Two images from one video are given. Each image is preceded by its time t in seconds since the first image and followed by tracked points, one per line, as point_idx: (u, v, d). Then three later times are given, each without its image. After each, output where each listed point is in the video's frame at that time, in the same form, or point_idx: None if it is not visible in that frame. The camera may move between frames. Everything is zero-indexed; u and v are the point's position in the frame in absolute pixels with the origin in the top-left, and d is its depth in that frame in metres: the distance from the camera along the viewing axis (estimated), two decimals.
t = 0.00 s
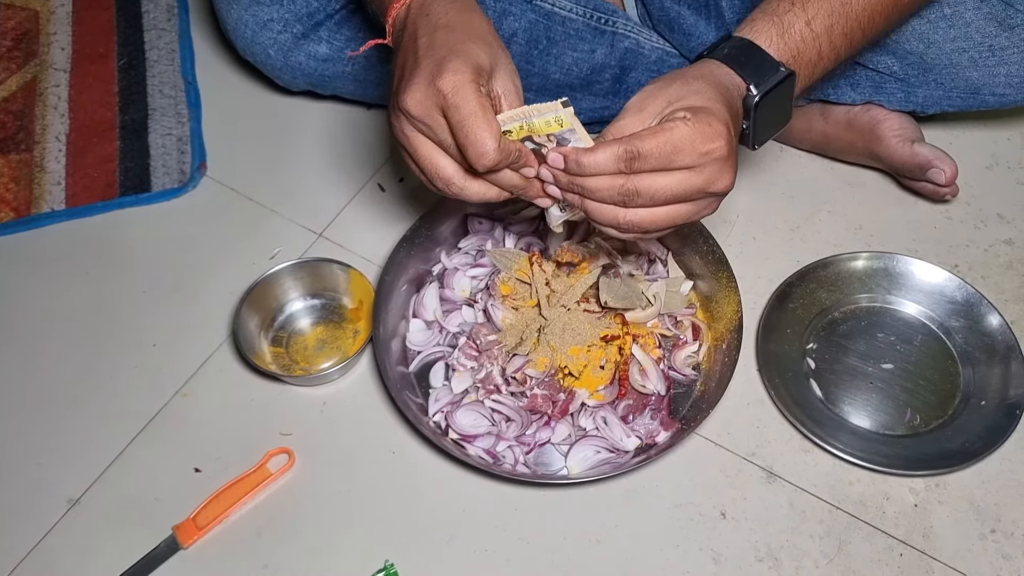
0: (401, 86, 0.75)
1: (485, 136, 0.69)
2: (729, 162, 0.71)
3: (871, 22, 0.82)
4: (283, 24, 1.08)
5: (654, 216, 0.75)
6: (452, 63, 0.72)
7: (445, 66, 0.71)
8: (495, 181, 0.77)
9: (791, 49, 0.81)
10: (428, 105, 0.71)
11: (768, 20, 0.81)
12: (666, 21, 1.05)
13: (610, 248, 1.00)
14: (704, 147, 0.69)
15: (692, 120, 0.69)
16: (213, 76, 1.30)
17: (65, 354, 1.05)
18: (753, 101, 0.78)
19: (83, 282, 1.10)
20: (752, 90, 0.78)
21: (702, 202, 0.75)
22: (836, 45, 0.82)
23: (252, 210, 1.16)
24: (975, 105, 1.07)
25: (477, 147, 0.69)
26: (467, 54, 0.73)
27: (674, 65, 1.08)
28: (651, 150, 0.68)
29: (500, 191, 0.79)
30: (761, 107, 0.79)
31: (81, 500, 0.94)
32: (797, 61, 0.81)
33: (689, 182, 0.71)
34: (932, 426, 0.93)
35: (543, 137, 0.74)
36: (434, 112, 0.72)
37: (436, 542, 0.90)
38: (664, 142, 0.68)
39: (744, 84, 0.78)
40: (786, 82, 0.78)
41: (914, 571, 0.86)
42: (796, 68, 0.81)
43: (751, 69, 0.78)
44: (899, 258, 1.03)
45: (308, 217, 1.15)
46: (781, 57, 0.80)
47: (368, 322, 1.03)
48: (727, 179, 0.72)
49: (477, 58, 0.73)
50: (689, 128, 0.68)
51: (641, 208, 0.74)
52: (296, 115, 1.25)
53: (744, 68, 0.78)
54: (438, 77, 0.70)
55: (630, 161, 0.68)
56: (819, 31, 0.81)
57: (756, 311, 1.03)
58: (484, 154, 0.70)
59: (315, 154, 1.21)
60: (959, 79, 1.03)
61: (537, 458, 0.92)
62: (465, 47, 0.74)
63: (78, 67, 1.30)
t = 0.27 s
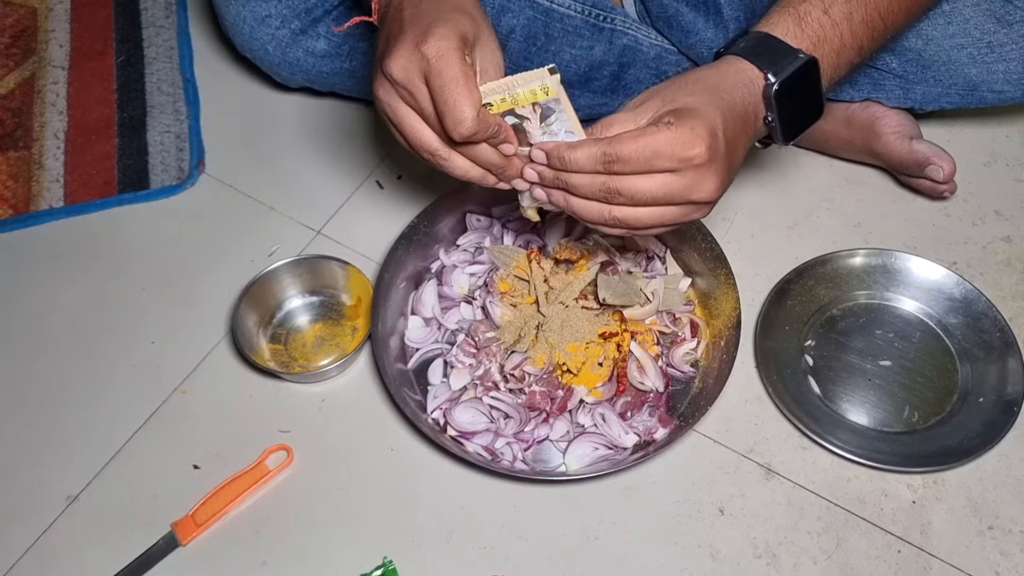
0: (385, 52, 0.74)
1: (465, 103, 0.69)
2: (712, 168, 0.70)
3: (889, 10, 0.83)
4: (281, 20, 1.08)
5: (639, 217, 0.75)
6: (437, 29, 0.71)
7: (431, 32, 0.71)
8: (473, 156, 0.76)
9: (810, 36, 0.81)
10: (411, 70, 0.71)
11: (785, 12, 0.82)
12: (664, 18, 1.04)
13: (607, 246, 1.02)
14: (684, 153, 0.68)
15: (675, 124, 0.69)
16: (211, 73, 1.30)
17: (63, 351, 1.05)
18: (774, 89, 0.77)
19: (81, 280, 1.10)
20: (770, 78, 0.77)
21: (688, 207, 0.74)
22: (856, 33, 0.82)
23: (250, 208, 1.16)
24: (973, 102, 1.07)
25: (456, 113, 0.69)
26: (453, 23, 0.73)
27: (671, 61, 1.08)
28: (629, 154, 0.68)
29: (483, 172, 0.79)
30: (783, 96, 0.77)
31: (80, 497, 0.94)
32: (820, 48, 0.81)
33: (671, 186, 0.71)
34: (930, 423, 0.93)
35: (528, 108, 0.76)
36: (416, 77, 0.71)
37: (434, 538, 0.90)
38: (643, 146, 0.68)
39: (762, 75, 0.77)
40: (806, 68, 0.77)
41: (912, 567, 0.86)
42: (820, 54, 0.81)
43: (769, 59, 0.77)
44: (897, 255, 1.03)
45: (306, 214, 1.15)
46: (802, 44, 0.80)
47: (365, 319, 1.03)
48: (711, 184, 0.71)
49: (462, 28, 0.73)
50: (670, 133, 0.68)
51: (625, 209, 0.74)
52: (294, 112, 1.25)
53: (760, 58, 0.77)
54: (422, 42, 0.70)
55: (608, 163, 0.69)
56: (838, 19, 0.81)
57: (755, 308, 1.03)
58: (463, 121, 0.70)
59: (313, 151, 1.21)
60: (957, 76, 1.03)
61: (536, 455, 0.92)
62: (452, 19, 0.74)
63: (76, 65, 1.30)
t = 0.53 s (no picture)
0: (399, 33, 0.73)
1: (482, 82, 0.69)
2: (720, 138, 0.70)
3: (886, 10, 0.82)
4: (281, 21, 1.08)
5: (647, 196, 0.75)
6: (454, 10, 0.71)
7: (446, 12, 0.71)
8: (486, 141, 0.76)
9: (804, 32, 0.81)
10: (427, 49, 0.70)
11: (779, 9, 0.82)
12: (662, 19, 1.05)
13: (605, 247, 1.02)
14: (690, 123, 0.68)
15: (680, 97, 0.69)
16: (210, 73, 1.31)
17: (63, 351, 1.05)
18: (767, 84, 0.75)
19: (81, 280, 1.11)
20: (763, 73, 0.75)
21: (695, 183, 0.74)
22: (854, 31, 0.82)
23: (249, 207, 1.16)
24: (968, 103, 1.08)
25: (473, 91, 0.69)
26: (466, 6, 0.73)
27: (670, 62, 1.08)
28: (634, 128, 0.68)
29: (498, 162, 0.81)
30: (776, 91, 0.76)
31: (80, 496, 0.95)
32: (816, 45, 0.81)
33: (678, 160, 0.70)
34: (926, 422, 0.94)
35: (542, 88, 0.79)
36: (431, 57, 0.71)
37: (433, 536, 0.90)
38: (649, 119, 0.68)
39: (756, 68, 0.76)
40: (800, 64, 0.76)
41: (908, 565, 0.87)
42: (814, 51, 0.81)
43: (763, 54, 0.76)
44: (894, 255, 1.03)
45: (306, 214, 1.15)
46: (796, 42, 0.80)
47: (365, 318, 1.03)
48: (720, 156, 0.70)
49: (476, 11, 0.74)
50: (675, 105, 0.68)
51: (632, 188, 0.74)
52: (293, 113, 1.25)
53: (752, 53, 0.76)
54: (439, 21, 0.70)
55: (613, 139, 0.70)
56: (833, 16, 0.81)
57: (752, 307, 1.04)
58: (479, 98, 0.70)
59: (312, 151, 1.21)
60: (953, 77, 1.04)
61: (534, 453, 0.92)
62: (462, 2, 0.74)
63: (76, 65, 1.30)
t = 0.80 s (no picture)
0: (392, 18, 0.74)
1: (479, 51, 0.69)
2: (709, 108, 0.68)
3: None
4: (278, 21, 1.08)
5: (646, 181, 0.73)
6: None
7: None
8: (485, 123, 0.75)
9: (808, 11, 0.79)
10: (421, 27, 0.70)
11: None
12: (660, 18, 1.05)
13: (604, 247, 1.03)
14: (676, 94, 0.67)
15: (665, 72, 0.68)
16: (208, 72, 1.30)
17: (60, 351, 1.05)
18: (769, 57, 0.73)
19: (79, 279, 1.11)
20: (764, 46, 0.73)
21: (694, 161, 0.71)
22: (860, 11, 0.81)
23: (247, 207, 1.16)
24: (967, 103, 1.07)
25: (472, 61, 0.69)
26: None
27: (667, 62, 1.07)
28: (619, 105, 0.68)
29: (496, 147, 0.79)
30: (781, 64, 0.74)
31: (77, 496, 0.95)
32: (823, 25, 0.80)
33: (671, 136, 0.69)
34: (924, 422, 0.93)
35: (547, 73, 0.79)
36: (425, 35, 0.70)
37: (431, 537, 0.90)
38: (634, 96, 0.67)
39: (757, 45, 0.74)
40: (802, 35, 0.74)
41: (906, 566, 0.87)
42: (821, 28, 0.79)
43: (763, 30, 0.74)
44: (892, 254, 1.03)
45: (304, 214, 1.15)
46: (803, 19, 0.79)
47: (363, 318, 1.03)
48: (712, 127, 0.68)
49: None
50: (659, 79, 0.67)
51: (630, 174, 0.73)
52: (291, 112, 1.25)
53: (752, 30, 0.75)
54: None
55: (601, 119, 0.69)
56: None
57: (750, 307, 1.04)
58: (478, 68, 0.69)
59: (311, 151, 1.21)
60: (951, 77, 1.04)
61: (532, 454, 0.92)
62: None
63: (73, 65, 1.30)
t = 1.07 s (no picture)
0: (399, 16, 0.73)
1: (487, 43, 0.68)
2: (700, 101, 0.67)
3: None
4: (278, 20, 1.08)
5: (654, 182, 0.73)
6: None
7: None
8: (493, 119, 0.74)
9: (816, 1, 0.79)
10: (428, 23, 0.70)
11: None
12: (659, 18, 1.05)
13: (603, 247, 1.03)
14: (664, 93, 0.67)
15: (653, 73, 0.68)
16: (207, 72, 1.30)
17: (59, 350, 1.05)
18: (775, 47, 0.73)
19: (77, 279, 1.11)
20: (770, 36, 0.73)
21: (697, 153, 0.71)
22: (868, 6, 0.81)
23: (247, 206, 1.16)
24: (966, 102, 1.07)
25: (481, 54, 0.68)
26: None
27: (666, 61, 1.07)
28: (611, 113, 0.68)
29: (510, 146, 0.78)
30: (787, 54, 0.73)
31: (77, 495, 0.95)
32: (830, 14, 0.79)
33: (667, 135, 0.69)
34: (923, 421, 0.94)
35: (555, 67, 0.77)
36: (433, 31, 0.70)
37: (430, 537, 0.90)
38: (625, 101, 0.68)
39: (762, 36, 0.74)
40: (810, 24, 0.74)
41: (905, 565, 0.87)
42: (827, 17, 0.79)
43: (771, 20, 0.74)
44: (891, 254, 1.03)
45: (303, 213, 1.15)
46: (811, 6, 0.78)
47: (362, 318, 1.03)
48: (707, 120, 0.68)
49: None
50: (646, 81, 0.67)
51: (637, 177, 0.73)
52: (291, 112, 1.25)
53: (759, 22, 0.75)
54: None
55: (596, 130, 0.69)
56: None
57: (750, 306, 1.04)
58: (487, 61, 0.69)
59: (310, 150, 1.21)
60: (951, 76, 1.04)
61: (531, 453, 0.92)
62: None
63: (73, 64, 1.30)
